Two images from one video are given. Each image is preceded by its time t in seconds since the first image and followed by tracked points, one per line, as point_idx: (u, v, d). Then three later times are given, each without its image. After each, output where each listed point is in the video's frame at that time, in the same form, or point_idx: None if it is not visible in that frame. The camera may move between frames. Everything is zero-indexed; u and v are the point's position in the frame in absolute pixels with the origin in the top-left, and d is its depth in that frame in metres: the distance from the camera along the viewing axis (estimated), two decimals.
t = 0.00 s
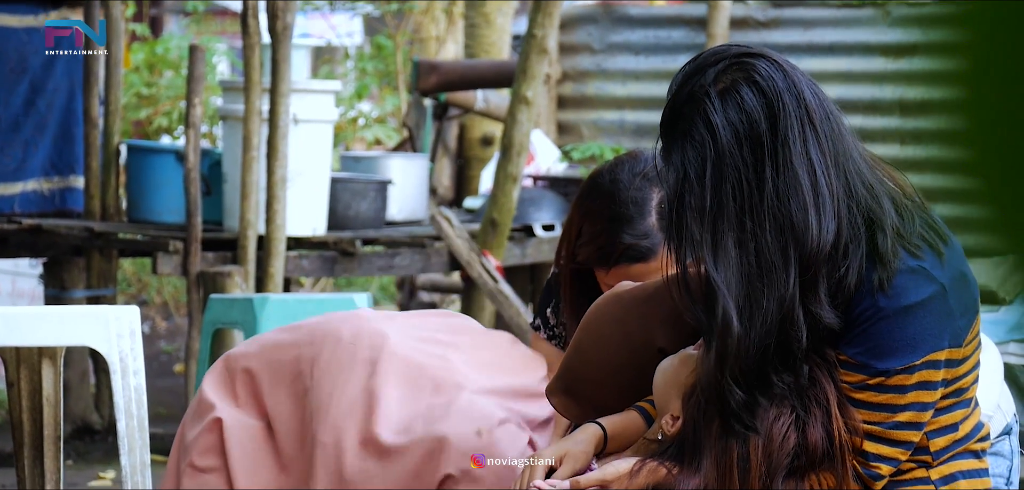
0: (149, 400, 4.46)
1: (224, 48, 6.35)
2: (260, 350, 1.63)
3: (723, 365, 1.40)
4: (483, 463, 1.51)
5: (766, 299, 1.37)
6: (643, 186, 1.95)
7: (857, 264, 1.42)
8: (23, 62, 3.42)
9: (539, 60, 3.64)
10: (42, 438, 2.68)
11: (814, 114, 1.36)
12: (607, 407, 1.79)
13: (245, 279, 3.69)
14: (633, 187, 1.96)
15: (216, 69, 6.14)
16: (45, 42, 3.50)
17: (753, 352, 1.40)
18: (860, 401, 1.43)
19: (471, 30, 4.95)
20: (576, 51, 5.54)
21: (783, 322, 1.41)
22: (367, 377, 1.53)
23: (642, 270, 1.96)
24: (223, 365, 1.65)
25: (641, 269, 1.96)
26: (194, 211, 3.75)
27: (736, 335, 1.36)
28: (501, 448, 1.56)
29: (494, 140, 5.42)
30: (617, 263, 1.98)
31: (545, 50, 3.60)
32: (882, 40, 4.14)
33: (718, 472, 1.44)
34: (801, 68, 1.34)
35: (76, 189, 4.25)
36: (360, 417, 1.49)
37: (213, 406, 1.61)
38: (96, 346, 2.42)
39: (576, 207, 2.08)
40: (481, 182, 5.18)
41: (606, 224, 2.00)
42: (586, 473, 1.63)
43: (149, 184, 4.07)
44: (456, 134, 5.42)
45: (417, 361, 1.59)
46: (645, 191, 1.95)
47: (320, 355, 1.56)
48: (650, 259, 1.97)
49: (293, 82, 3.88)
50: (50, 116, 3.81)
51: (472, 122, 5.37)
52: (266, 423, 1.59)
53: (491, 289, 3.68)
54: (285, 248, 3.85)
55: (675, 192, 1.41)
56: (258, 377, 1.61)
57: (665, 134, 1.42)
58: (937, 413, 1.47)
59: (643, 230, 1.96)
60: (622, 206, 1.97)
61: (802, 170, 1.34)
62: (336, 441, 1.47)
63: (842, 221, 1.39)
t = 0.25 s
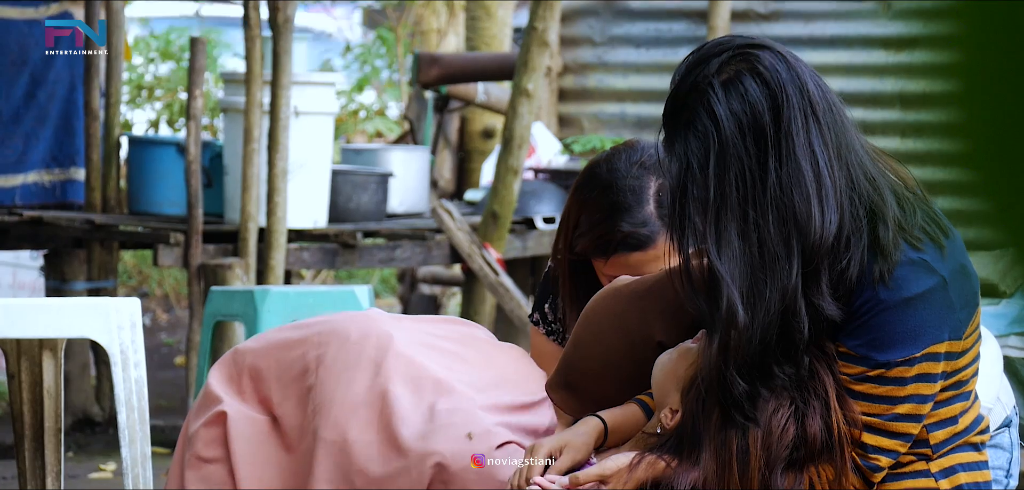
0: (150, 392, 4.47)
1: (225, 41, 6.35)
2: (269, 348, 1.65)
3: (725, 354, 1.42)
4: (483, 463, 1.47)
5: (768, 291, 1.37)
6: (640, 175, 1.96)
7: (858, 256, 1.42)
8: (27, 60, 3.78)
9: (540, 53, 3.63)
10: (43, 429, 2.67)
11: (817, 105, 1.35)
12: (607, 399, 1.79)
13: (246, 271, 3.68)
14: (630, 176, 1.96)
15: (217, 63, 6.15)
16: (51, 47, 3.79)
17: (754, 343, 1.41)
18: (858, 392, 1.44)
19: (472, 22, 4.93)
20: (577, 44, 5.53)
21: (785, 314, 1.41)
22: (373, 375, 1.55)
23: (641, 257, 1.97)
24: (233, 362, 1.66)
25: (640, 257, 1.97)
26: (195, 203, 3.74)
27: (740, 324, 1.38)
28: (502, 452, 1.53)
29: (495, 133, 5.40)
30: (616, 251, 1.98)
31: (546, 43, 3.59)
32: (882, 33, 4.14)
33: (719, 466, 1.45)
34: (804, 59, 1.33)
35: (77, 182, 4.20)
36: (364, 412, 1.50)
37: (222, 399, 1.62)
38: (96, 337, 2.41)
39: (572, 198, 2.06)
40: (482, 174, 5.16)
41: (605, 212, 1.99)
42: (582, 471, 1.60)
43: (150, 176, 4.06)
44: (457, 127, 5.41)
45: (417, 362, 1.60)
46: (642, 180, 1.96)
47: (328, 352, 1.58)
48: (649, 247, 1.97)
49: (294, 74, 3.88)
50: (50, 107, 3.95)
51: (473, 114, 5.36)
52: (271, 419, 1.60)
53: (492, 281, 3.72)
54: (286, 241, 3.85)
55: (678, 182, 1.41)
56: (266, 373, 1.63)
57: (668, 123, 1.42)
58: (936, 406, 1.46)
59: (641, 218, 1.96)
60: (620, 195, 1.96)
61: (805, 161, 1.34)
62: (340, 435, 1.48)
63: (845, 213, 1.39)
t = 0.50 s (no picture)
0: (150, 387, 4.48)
1: (225, 36, 6.34)
2: (278, 342, 1.67)
3: (725, 350, 1.42)
4: (483, 463, 1.46)
5: (767, 287, 1.38)
6: (642, 171, 1.96)
7: (858, 252, 1.41)
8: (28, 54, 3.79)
9: (540, 48, 3.63)
10: (43, 425, 2.66)
11: (815, 100, 1.35)
12: (606, 395, 1.78)
13: (246, 267, 3.68)
14: (632, 172, 1.97)
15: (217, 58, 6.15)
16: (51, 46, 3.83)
17: (753, 339, 1.41)
18: (858, 389, 1.43)
19: (473, 18, 4.93)
20: (577, 40, 5.54)
21: (784, 310, 1.41)
22: (378, 368, 1.57)
23: (643, 254, 1.98)
24: (238, 359, 1.67)
25: (642, 253, 1.98)
26: (195, 198, 3.73)
27: (740, 320, 1.39)
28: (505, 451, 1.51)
29: (495, 128, 5.40)
30: (618, 248, 1.99)
31: (546, 38, 3.59)
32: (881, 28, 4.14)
33: (718, 465, 1.45)
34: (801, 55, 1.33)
35: (77, 177, 4.24)
36: (366, 404, 1.51)
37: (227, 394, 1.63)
38: (96, 333, 2.41)
39: (574, 192, 2.06)
40: (482, 170, 5.16)
41: (608, 209, 1.99)
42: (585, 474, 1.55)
43: (149, 171, 4.05)
44: (458, 122, 5.41)
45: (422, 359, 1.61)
46: (645, 176, 1.97)
47: (335, 346, 1.60)
48: (651, 243, 1.98)
49: (295, 69, 3.87)
50: (50, 103, 3.95)
51: (473, 110, 5.36)
52: (276, 414, 1.61)
53: (492, 277, 3.69)
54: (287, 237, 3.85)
55: (676, 179, 1.41)
56: (273, 369, 1.64)
57: (667, 120, 1.42)
58: (937, 401, 1.46)
59: (644, 215, 1.97)
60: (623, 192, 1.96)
61: (803, 157, 1.33)
62: (341, 427, 1.48)
63: (844, 209, 1.38)
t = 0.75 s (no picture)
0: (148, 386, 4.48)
1: (223, 35, 6.34)
2: (283, 340, 1.67)
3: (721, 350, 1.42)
4: (483, 463, 1.45)
5: (764, 287, 1.38)
6: (639, 168, 1.97)
7: (854, 252, 1.41)
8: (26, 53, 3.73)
9: (538, 47, 3.63)
10: (41, 424, 2.66)
11: (812, 100, 1.35)
12: (601, 396, 1.78)
13: (244, 266, 3.68)
14: (628, 170, 1.97)
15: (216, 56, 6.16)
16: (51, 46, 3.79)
17: (750, 339, 1.41)
18: (854, 388, 1.43)
19: (471, 16, 4.93)
20: (576, 39, 5.54)
21: (780, 311, 1.40)
22: (382, 366, 1.57)
23: (639, 251, 1.98)
24: (242, 358, 1.67)
25: (638, 250, 1.98)
26: (193, 197, 3.73)
27: (736, 322, 1.38)
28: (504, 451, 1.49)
29: (493, 127, 5.40)
30: (615, 245, 1.98)
31: (545, 37, 3.59)
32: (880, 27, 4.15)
33: (713, 464, 1.46)
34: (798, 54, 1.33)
35: (76, 176, 4.24)
36: (368, 402, 1.51)
37: (230, 392, 1.62)
38: (95, 332, 2.41)
39: (571, 190, 2.06)
40: (481, 168, 5.16)
41: (603, 206, 1.99)
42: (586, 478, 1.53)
43: (148, 170, 4.05)
44: (456, 121, 5.40)
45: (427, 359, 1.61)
46: (640, 173, 1.97)
47: (338, 343, 1.60)
48: (646, 240, 1.98)
49: (293, 68, 3.87)
50: (49, 102, 3.93)
51: (471, 108, 5.36)
52: (280, 412, 1.61)
53: (491, 275, 3.68)
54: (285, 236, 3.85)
55: (673, 179, 1.41)
56: (278, 366, 1.64)
57: (663, 120, 1.42)
58: (933, 399, 1.46)
59: (640, 212, 1.96)
60: (618, 189, 1.96)
61: (800, 157, 1.33)
62: (343, 424, 1.48)
63: (840, 209, 1.38)
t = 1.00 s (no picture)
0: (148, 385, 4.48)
1: (223, 34, 6.34)
2: (284, 342, 1.67)
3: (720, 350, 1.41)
4: (483, 463, 1.43)
5: (762, 287, 1.38)
6: (635, 169, 1.99)
7: (853, 252, 1.41)
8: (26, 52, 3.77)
9: (538, 46, 3.63)
10: (41, 423, 2.66)
11: (809, 100, 1.35)
12: (600, 398, 1.77)
13: (244, 265, 3.68)
14: (624, 171, 1.98)
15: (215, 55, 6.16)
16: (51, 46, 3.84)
17: (749, 340, 1.41)
18: (854, 387, 1.42)
19: (470, 16, 4.93)
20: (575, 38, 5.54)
21: (779, 311, 1.40)
22: (383, 366, 1.57)
23: (636, 252, 1.99)
24: (243, 359, 1.67)
25: (634, 251, 1.99)
26: (193, 196, 3.73)
27: (734, 323, 1.37)
28: (504, 450, 1.47)
29: (493, 126, 5.40)
30: (611, 246, 2.00)
31: (545, 36, 3.59)
32: (879, 26, 4.15)
33: (713, 462, 1.45)
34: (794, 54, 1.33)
35: (76, 175, 4.20)
36: (368, 401, 1.51)
37: (230, 393, 1.62)
38: (95, 331, 2.41)
39: (568, 192, 2.07)
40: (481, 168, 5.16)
41: (600, 208, 2.00)
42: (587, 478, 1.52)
43: (148, 170, 4.04)
44: (456, 120, 5.40)
45: (427, 362, 1.62)
46: (636, 175, 1.98)
47: (339, 343, 1.61)
48: (644, 241, 1.99)
49: (293, 67, 3.87)
50: (49, 101, 3.94)
51: (471, 108, 5.36)
52: (281, 413, 1.61)
53: (491, 274, 3.69)
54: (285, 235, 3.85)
55: (670, 179, 1.41)
56: (279, 367, 1.64)
57: (661, 121, 1.42)
58: (933, 398, 1.46)
59: (636, 213, 1.98)
60: (615, 190, 1.97)
61: (797, 157, 1.33)
62: (342, 422, 1.48)
63: (838, 208, 1.38)
